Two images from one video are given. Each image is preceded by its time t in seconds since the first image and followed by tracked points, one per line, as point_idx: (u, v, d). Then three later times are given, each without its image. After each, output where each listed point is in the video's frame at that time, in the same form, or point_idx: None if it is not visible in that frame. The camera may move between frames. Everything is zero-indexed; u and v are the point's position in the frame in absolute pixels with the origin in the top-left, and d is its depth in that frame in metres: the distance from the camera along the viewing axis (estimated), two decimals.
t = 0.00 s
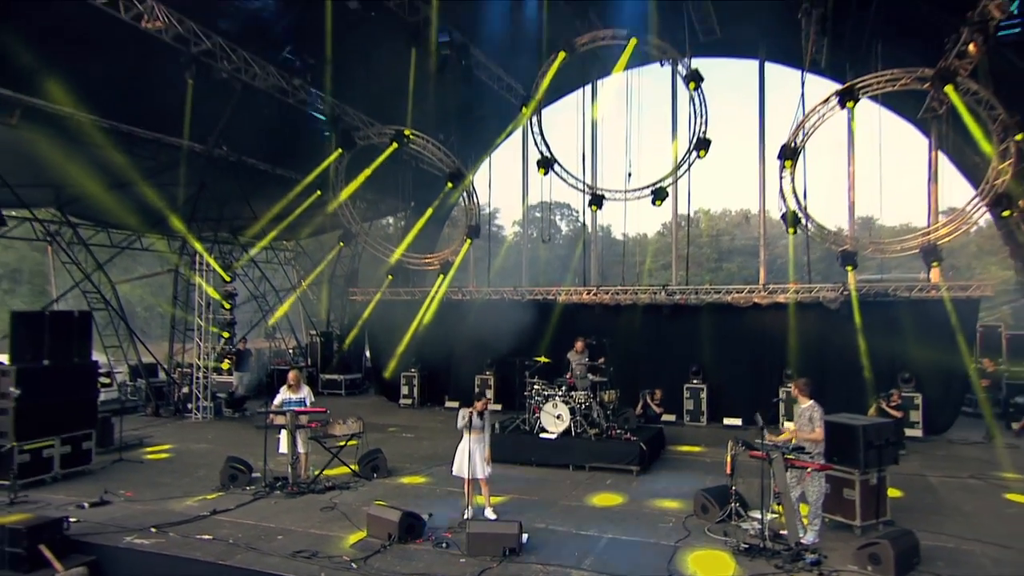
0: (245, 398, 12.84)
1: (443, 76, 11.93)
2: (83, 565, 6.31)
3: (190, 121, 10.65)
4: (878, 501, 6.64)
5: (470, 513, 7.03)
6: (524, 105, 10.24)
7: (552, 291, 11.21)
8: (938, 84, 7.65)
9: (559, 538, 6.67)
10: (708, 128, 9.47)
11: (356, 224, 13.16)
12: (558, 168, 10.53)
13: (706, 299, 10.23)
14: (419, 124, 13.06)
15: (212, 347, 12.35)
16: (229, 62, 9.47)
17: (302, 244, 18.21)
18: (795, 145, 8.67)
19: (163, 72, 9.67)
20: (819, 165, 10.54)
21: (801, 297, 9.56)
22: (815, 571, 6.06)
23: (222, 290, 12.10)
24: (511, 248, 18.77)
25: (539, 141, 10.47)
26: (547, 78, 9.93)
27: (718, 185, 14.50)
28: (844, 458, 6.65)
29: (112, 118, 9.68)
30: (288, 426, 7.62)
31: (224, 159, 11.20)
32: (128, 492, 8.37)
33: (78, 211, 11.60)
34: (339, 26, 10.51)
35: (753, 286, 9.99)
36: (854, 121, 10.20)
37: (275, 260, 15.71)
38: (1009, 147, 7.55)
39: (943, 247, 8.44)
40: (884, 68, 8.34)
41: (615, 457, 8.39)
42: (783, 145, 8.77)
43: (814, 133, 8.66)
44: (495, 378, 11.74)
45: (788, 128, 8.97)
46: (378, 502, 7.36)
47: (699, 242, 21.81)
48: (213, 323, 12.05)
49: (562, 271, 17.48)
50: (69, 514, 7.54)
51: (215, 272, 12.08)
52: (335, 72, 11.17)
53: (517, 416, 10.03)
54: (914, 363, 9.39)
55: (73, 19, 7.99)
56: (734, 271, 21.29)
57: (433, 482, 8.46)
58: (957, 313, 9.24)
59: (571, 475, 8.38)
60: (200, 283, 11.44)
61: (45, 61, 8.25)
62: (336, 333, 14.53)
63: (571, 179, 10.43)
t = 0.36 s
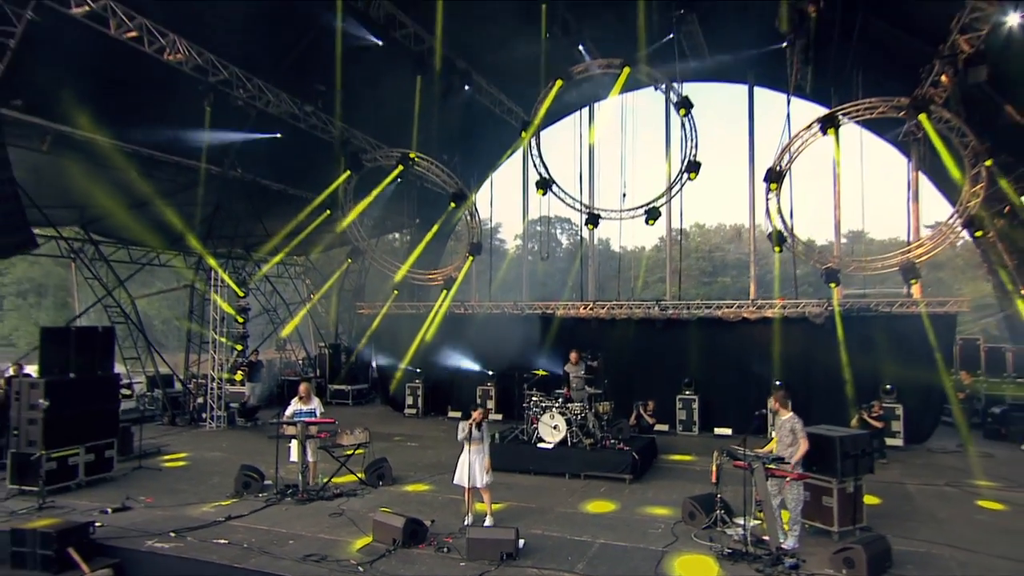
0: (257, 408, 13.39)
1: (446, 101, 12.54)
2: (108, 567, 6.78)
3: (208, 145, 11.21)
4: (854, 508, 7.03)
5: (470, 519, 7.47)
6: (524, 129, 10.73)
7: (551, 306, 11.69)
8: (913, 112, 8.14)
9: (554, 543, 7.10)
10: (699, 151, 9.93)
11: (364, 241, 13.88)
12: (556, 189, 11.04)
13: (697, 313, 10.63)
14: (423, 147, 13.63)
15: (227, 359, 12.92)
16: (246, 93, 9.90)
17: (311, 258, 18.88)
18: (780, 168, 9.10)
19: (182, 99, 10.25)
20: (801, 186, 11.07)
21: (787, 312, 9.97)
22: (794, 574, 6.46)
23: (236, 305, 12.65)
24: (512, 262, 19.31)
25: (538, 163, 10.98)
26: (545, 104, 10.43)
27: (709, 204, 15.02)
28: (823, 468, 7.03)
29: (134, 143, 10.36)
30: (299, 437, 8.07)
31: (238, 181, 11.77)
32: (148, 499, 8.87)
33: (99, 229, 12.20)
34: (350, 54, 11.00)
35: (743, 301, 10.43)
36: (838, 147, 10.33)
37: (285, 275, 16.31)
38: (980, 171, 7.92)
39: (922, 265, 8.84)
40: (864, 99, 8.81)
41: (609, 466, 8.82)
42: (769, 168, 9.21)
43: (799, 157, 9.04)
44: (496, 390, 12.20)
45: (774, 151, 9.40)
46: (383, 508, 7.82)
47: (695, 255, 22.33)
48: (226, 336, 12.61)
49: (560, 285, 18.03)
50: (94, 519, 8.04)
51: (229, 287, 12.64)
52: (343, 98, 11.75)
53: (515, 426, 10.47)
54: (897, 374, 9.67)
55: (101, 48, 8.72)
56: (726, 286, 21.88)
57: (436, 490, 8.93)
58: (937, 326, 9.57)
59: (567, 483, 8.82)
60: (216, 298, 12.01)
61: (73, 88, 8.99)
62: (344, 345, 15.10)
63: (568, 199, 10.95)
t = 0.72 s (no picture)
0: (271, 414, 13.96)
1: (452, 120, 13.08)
2: (133, 564, 7.31)
3: (225, 163, 11.82)
4: (836, 510, 7.43)
5: (473, 521, 7.94)
6: (526, 146, 11.21)
7: (552, 315, 12.20)
8: (893, 132, 8.59)
9: (551, 543, 7.55)
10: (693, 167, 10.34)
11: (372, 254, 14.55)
12: (557, 204, 11.51)
13: (692, 322, 11.26)
14: (430, 163, 14.20)
15: (242, 366, 13.49)
16: (262, 112, 10.56)
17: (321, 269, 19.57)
18: (770, 185, 9.51)
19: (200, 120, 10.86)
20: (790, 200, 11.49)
21: (777, 321, 10.57)
22: (777, 573, 6.86)
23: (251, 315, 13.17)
24: (516, 271, 19.85)
25: (539, 179, 11.44)
26: (546, 123, 10.93)
27: (705, 215, 15.47)
28: (806, 472, 7.46)
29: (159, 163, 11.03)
30: (312, 441, 8.58)
31: (254, 196, 12.35)
32: (169, 500, 9.41)
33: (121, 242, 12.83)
34: (359, 76, 11.55)
35: (735, 310, 10.98)
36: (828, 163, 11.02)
37: (297, 285, 16.94)
38: (958, 189, 8.39)
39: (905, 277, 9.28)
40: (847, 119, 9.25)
41: (606, 470, 9.25)
42: (759, 185, 9.63)
43: (787, 173, 9.45)
44: (499, 396, 12.67)
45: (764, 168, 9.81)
46: (391, 510, 8.31)
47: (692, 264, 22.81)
48: (242, 344, 13.15)
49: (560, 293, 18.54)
50: (120, 519, 8.57)
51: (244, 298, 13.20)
52: (353, 117, 12.31)
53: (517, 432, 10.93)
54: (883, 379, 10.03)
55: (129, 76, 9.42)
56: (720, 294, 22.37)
57: (441, 492, 9.41)
58: (920, 333, 9.95)
59: (566, 486, 9.26)
60: (232, 309, 12.58)
61: (101, 112, 9.63)
62: (353, 353, 15.68)
63: (568, 214, 11.39)
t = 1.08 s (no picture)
0: (292, 415, 14.64)
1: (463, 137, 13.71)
2: (168, 556, 7.98)
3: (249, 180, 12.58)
4: (824, 508, 7.87)
5: (481, 518, 8.50)
6: (534, 161, 11.75)
7: (559, 322, 12.75)
8: (881, 150, 9.05)
9: (555, 540, 8.08)
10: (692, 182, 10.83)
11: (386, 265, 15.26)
12: (562, 217, 12.05)
13: (692, 329, 11.50)
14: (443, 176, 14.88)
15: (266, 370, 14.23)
16: (285, 132, 11.32)
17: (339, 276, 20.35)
18: (764, 199, 9.97)
19: (228, 142, 11.64)
20: (785, 211, 11.94)
21: (774, 328, 10.91)
22: (766, 568, 7.33)
23: (274, 322, 13.86)
24: (525, 278, 20.50)
25: (546, 194, 11.99)
26: (553, 141, 11.50)
27: (708, 225, 15.93)
28: (795, 473, 7.91)
29: (190, 181, 11.82)
30: (330, 442, 9.22)
31: (276, 209, 13.06)
32: (199, 496, 10.09)
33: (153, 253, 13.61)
34: (375, 97, 12.21)
35: (734, 317, 11.26)
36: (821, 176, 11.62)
37: (316, 292, 17.68)
38: (944, 203, 8.77)
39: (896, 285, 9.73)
40: (838, 138, 9.71)
41: (608, 470, 9.77)
42: (755, 198, 10.07)
43: (782, 187, 9.94)
44: (508, 399, 13.20)
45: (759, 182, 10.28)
46: (405, 507, 8.90)
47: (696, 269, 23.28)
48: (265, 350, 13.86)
49: (567, 299, 19.09)
50: (156, 514, 9.25)
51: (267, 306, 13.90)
52: (370, 134, 12.96)
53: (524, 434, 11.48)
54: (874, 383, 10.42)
55: (162, 104, 10.22)
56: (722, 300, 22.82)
57: (452, 491, 9.98)
58: (910, 339, 10.36)
59: (570, 485, 9.79)
60: (255, 316, 13.31)
61: (136, 135, 10.41)
62: (370, 357, 16.34)
63: (574, 226, 11.92)
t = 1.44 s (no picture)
0: (314, 416, 15.35)
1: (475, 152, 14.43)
2: (201, 547, 8.65)
3: (274, 193, 13.35)
4: (814, 506, 8.33)
5: (491, 514, 9.07)
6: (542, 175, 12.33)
7: (567, 327, 13.32)
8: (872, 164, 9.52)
9: (560, 535, 8.62)
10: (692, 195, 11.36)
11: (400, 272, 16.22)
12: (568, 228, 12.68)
13: (693, 334, 12.12)
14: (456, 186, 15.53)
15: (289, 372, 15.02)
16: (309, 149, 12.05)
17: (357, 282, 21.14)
18: (762, 211, 10.43)
19: (256, 162, 12.42)
20: (782, 222, 12.44)
21: (772, 333, 11.29)
22: (758, 562, 7.81)
23: (296, 327, 14.60)
24: (535, 284, 21.15)
25: (554, 205, 12.55)
26: (560, 156, 12.16)
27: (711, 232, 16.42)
28: (786, 473, 8.40)
29: (218, 195, 12.56)
30: (350, 442, 9.87)
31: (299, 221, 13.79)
32: (228, 492, 10.79)
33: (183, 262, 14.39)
34: (394, 115, 12.83)
35: (733, 323, 11.75)
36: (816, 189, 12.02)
37: (336, 298, 18.51)
38: (932, 215, 9.41)
39: (888, 293, 10.25)
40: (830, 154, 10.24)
41: (612, 469, 10.29)
42: (753, 210, 10.54)
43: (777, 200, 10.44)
44: (518, 402, 13.75)
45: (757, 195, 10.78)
46: (419, 504, 9.50)
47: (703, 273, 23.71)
48: (288, 354, 14.59)
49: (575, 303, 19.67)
50: (189, 509, 9.94)
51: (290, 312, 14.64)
52: (387, 149, 13.63)
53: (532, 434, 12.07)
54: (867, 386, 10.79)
55: (196, 127, 11.00)
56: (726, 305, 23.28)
57: (464, 489, 10.56)
58: (902, 344, 10.75)
59: (576, 484, 10.32)
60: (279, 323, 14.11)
61: (172, 155, 11.21)
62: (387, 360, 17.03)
63: (580, 236, 12.47)
